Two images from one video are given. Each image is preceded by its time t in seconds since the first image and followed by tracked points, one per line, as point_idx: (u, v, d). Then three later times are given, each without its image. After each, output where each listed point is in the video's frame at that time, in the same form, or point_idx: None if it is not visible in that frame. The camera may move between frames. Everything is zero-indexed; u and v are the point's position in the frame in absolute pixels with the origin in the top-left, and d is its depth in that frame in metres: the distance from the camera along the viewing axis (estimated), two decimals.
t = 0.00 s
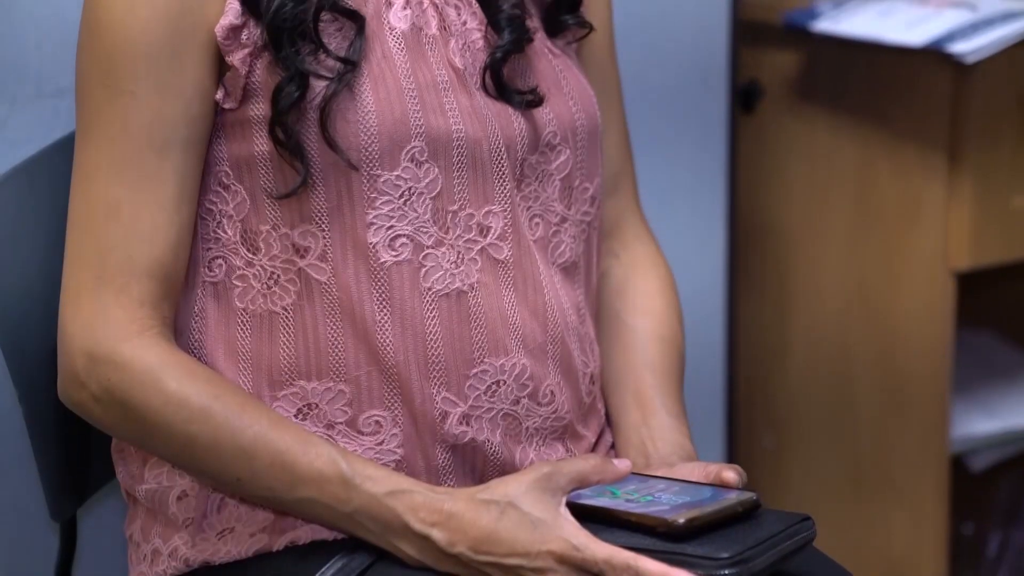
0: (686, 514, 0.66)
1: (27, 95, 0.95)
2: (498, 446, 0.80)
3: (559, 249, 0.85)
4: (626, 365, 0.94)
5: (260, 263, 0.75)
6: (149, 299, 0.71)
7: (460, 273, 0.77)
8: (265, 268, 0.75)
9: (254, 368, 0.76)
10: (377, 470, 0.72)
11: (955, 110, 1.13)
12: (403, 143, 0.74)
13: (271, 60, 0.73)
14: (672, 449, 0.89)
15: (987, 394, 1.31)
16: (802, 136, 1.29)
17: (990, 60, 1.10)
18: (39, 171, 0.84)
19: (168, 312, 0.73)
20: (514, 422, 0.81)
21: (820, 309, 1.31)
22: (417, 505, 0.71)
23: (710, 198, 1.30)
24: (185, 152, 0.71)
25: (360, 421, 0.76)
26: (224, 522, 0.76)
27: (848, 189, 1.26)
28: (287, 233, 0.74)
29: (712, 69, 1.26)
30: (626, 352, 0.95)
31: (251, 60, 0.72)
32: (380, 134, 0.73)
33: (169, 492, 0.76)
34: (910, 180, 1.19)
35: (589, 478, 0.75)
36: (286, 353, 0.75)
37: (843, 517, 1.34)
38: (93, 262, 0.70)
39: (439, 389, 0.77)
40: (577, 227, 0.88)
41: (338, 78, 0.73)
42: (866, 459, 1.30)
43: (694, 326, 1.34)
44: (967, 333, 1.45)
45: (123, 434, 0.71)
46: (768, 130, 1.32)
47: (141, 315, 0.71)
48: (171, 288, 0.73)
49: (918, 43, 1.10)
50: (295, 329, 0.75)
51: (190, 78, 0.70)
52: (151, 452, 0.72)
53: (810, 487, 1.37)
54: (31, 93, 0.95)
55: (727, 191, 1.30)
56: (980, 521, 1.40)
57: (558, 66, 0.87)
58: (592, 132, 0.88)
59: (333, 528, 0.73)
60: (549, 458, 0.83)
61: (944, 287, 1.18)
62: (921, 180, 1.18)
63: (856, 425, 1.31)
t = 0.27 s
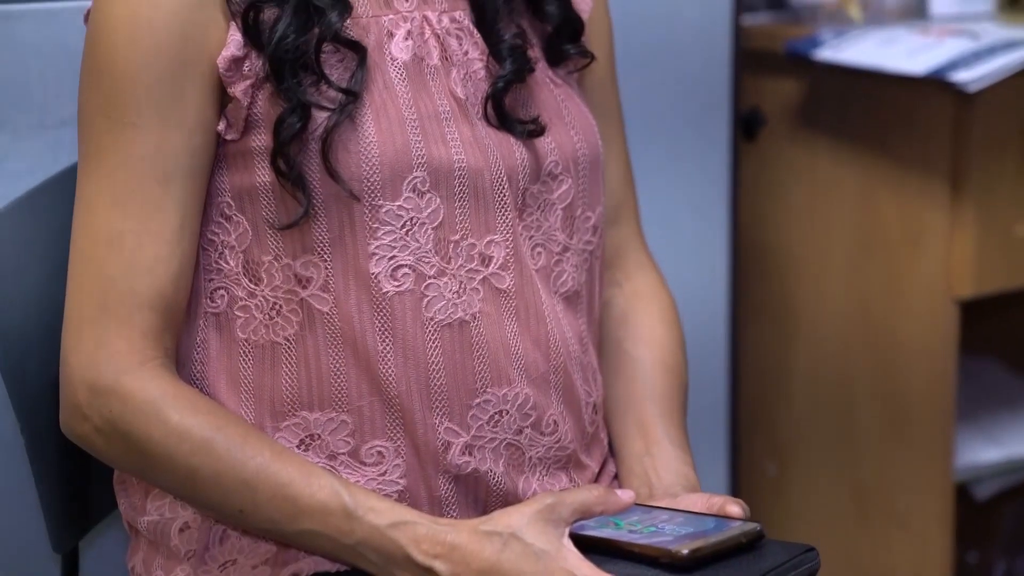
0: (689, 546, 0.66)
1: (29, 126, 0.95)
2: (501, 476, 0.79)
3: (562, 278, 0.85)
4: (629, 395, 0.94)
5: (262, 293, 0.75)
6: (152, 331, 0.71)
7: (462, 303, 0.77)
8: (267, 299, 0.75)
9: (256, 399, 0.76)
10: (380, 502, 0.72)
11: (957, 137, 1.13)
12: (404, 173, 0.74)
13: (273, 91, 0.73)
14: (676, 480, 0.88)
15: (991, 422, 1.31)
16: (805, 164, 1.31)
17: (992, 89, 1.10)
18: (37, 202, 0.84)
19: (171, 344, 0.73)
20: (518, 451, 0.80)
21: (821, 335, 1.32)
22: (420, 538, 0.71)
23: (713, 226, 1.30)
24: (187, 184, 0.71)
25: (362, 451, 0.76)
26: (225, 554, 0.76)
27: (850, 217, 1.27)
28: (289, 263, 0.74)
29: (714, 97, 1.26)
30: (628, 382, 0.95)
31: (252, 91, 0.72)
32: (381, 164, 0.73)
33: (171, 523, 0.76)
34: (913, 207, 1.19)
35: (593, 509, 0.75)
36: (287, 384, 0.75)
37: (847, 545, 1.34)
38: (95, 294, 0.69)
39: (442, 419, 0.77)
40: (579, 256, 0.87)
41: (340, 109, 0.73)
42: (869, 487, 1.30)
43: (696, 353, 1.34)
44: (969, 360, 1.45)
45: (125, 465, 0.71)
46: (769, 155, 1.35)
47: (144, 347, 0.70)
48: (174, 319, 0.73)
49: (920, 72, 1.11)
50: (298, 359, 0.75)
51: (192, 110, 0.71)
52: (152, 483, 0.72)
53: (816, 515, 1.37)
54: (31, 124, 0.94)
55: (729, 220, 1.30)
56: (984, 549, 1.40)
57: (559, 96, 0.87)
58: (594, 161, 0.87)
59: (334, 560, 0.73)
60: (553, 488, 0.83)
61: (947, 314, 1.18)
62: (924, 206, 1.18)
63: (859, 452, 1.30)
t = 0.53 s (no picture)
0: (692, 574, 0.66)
1: (33, 157, 0.95)
2: (505, 507, 0.79)
3: (564, 307, 0.84)
4: (632, 424, 0.94)
5: (264, 324, 0.75)
6: (154, 363, 0.71)
7: (464, 333, 0.77)
8: (269, 330, 0.75)
9: (259, 431, 0.76)
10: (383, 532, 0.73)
11: (959, 163, 1.13)
12: (406, 205, 0.74)
13: (275, 123, 0.73)
14: (680, 510, 0.88)
15: (996, 449, 1.30)
16: (807, 191, 1.31)
17: (993, 117, 1.10)
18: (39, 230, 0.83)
19: (173, 377, 0.73)
20: (521, 482, 0.80)
21: (824, 363, 1.32)
22: (424, 568, 0.72)
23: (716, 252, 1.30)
24: (188, 216, 0.71)
25: (364, 482, 0.77)
26: None
27: (852, 244, 1.27)
28: (291, 294, 0.74)
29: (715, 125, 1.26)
30: (631, 412, 0.94)
31: (255, 123, 0.72)
32: (383, 196, 0.73)
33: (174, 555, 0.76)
34: (914, 235, 1.19)
35: (596, 539, 0.75)
36: (291, 416, 0.76)
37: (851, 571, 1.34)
38: (96, 328, 0.69)
39: (444, 450, 0.77)
40: (582, 285, 0.86)
41: (343, 141, 0.73)
42: (872, 514, 1.30)
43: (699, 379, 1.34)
44: (972, 385, 1.45)
45: (127, 498, 0.71)
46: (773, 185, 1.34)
47: (146, 380, 0.70)
48: (176, 352, 0.73)
49: (922, 99, 1.11)
50: (301, 390, 0.75)
51: (194, 142, 0.71)
52: (154, 516, 0.72)
53: (818, 542, 1.37)
54: (36, 154, 0.94)
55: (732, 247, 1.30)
56: None
57: (561, 126, 0.87)
58: (596, 190, 0.87)
59: None
60: (556, 518, 0.82)
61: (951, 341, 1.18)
62: (926, 233, 1.18)
63: (863, 479, 1.30)
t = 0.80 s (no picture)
0: None
1: (34, 187, 0.95)
2: (507, 538, 0.79)
3: (566, 336, 0.84)
4: (634, 452, 0.94)
5: (266, 354, 0.75)
6: (155, 394, 0.71)
7: (466, 363, 0.77)
8: (271, 359, 0.75)
9: (260, 461, 0.76)
10: (386, 564, 0.73)
11: (960, 189, 1.12)
12: (408, 235, 0.74)
13: (276, 153, 0.73)
14: (682, 539, 0.88)
15: (1000, 474, 1.30)
16: (810, 216, 1.32)
17: (995, 144, 1.10)
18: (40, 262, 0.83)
19: (174, 409, 0.73)
20: (523, 513, 0.80)
21: (828, 383, 1.33)
22: None
23: (717, 277, 1.31)
24: (190, 247, 0.71)
25: (366, 513, 0.77)
26: None
27: (853, 268, 1.27)
28: (293, 324, 0.74)
29: (715, 151, 1.27)
30: (633, 440, 0.94)
31: (256, 154, 0.73)
32: (385, 227, 0.73)
33: None
34: (913, 259, 1.19)
35: (599, 569, 0.75)
36: (292, 447, 0.76)
37: None
38: (98, 359, 0.69)
39: (446, 480, 0.77)
40: (584, 313, 0.86)
41: (344, 171, 0.73)
42: (877, 539, 1.30)
43: (702, 404, 1.34)
44: (976, 410, 1.45)
45: (128, 530, 0.71)
46: (777, 209, 1.36)
47: (147, 411, 0.70)
48: (176, 383, 0.73)
49: (924, 125, 1.11)
50: (303, 420, 0.75)
51: (194, 172, 0.71)
52: (155, 548, 0.72)
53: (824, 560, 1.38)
54: (37, 184, 0.95)
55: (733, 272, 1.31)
56: None
57: (562, 155, 0.87)
58: (598, 219, 0.87)
59: None
60: (559, 549, 0.82)
61: (953, 368, 1.17)
62: (926, 257, 1.18)
63: (866, 500, 1.30)
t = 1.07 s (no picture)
0: None
1: (35, 216, 0.95)
2: (509, 570, 0.79)
3: (568, 366, 0.84)
4: (635, 481, 0.93)
5: (267, 386, 0.75)
6: (156, 426, 0.71)
7: (467, 395, 0.77)
8: (273, 392, 0.75)
9: (261, 493, 0.76)
10: None
11: (961, 215, 1.12)
12: (409, 266, 0.74)
13: (277, 186, 0.73)
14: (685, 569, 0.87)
15: (1003, 501, 1.29)
16: (811, 241, 1.33)
17: (996, 171, 1.10)
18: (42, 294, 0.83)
19: (174, 441, 0.73)
20: (524, 544, 0.80)
21: (831, 408, 1.33)
22: None
23: (719, 303, 1.31)
24: (191, 278, 0.71)
25: (368, 545, 0.77)
26: None
27: (853, 292, 1.27)
28: (294, 356, 0.74)
29: (717, 179, 1.27)
30: (634, 469, 0.94)
31: (257, 186, 0.73)
32: (386, 258, 0.73)
33: None
34: (913, 285, 1.19)
35: None
36: (293, 479, 0.76)
37: None
38: (98, 391, 0.69)
39: (448, 512, 0.77)
40: (585, 343, 0.86)
41: (344, 203, 0.73)
42: (880, 563, 1.29)
43: (704, 431, 1.34)
44: (979, 436, 1.44)
45: (129, 562, 0.71)
46: (779, 236, 1.37)
47: (148, 443, 0.70)
48: (176, 415, 0.72)
49: (924, 153, 1.11)
50: (304, 452, 0.75)
51: (195, 203, 0.71)
52: None
53: None
54: (38, 213, 0.94)
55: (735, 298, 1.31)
56: None
57: (562, 184, 0.87)
58: (599, 250, 0.86)
59: None
60: None
61: (955, 394, 1.17)
62: (927, 283, 1.17)
63: (869, 526, 1.30)
